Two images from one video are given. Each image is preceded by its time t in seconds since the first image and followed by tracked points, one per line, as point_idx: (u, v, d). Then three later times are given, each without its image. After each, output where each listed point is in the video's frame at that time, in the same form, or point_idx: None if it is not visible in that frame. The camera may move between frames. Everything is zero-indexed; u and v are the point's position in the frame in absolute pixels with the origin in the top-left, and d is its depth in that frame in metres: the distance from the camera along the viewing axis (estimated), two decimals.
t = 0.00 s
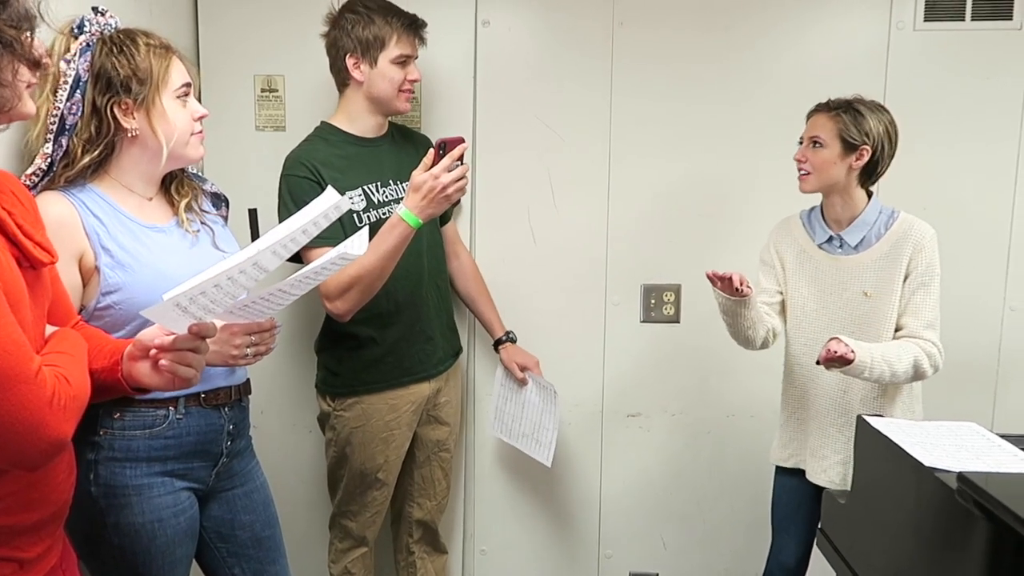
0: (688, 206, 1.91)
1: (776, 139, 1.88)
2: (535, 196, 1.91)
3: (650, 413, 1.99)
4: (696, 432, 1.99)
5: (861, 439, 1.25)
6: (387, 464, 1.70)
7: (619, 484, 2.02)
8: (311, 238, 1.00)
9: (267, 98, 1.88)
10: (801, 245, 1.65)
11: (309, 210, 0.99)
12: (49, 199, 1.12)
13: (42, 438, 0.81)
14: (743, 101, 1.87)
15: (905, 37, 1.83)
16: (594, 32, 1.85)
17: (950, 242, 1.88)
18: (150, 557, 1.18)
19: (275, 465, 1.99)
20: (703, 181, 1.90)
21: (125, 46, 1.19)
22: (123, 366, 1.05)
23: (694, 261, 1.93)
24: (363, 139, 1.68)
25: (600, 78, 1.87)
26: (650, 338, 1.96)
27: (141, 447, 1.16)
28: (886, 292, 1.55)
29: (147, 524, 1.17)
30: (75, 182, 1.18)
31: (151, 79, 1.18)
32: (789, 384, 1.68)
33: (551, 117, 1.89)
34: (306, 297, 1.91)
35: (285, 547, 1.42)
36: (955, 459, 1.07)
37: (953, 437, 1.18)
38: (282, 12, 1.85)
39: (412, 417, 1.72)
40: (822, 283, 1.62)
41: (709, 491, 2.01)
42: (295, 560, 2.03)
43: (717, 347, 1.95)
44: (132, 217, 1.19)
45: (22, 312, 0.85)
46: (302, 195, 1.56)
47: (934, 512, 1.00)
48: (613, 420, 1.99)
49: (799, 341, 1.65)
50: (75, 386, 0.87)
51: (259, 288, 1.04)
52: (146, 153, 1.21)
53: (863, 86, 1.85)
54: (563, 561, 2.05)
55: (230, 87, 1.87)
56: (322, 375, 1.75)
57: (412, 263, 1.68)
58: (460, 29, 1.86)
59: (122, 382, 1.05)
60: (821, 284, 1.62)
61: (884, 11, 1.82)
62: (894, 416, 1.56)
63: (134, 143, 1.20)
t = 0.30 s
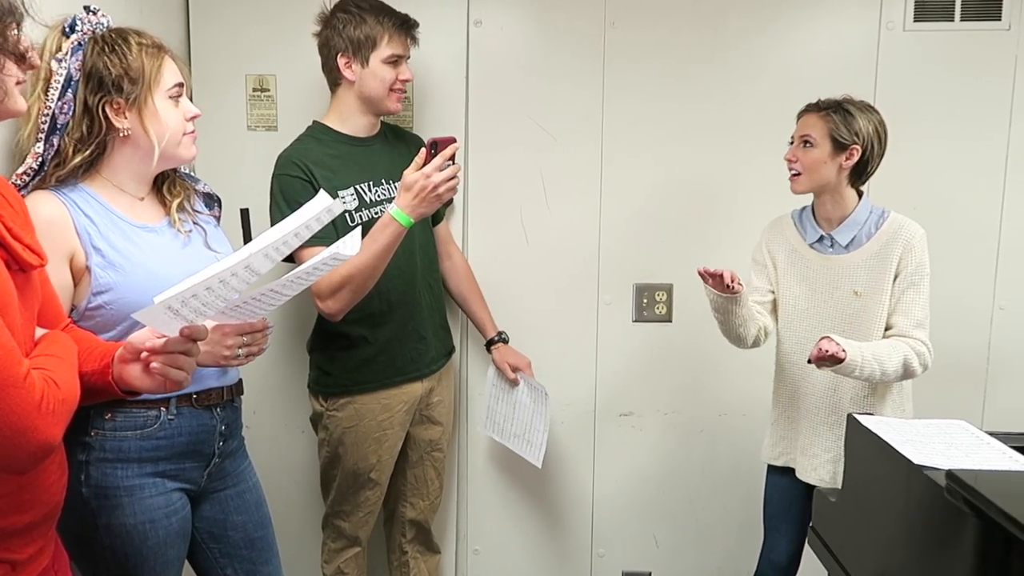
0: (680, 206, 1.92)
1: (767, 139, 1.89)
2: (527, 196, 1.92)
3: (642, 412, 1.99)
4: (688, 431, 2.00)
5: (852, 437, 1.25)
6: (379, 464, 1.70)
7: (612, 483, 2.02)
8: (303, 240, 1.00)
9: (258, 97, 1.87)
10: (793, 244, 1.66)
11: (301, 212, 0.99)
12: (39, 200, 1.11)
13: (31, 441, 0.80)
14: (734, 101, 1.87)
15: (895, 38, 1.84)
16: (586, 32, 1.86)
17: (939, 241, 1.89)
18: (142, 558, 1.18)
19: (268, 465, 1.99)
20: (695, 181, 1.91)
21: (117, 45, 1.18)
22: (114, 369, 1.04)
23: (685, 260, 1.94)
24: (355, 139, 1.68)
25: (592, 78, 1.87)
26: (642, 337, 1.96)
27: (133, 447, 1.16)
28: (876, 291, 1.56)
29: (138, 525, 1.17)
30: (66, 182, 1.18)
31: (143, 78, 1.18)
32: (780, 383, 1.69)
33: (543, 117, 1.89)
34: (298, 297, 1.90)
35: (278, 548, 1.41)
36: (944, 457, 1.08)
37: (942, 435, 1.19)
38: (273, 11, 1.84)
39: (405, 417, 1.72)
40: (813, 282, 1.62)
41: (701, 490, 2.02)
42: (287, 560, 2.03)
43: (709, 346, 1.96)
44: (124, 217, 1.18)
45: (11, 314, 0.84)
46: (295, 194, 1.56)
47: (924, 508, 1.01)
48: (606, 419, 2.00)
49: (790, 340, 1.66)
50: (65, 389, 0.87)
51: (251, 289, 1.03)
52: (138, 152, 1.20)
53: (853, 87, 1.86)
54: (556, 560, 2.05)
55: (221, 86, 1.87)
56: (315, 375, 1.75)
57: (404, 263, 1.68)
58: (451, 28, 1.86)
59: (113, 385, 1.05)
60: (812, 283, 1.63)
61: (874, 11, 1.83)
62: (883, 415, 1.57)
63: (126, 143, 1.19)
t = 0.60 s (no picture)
0: (680, 209, 1.92)
1: (766, 142, 1.89)
2: (526, 199, 1.92)
3: (642, 415, 1.99)
4: (687, 434, 2.00)
5: (852, 441, 1.25)
6: (379, 468, 1.70)
7: (612, 486, 2.02)
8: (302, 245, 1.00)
9: (258, 101, 1.87)
10: (792, 247, 1.66)
11: (301, 217, 1.00)
12: (40, 204, 1.11)
13: (31, 447, 0.80)
14: (733, 104, 1.88)
15: (893, 41, 1.84)
16: (585, 35, 1.86)
17: (938, 244, 1.89)
18: (142, 562, 1.18)
19: (268, 469, 1.99)
20: (695, 185, 1.91)
21: (118, 50, 1.19)
22: (114, 374, 1.04)
23: (685, 264, 1.94)
24: (355, 143, 1.68)
25: (591, 82, 1.88)
26: (642, 340, 1.96)
27: (133, 451, 1.16)
28: (875, 294, 1.57)
29: (138, 528, 1.17)
30: (67, 186, 1.18)
31: (143, 83, 1.18)
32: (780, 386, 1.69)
33: (543, 121, 1.89)
34: (297, 301, 1.90)
35: (277, 551, 1.41)
36: (943, 459, 1.08)
37: (941, 438, 1.19)
38: (273, 15, 1.85)
39: (405, 420, 1.72)
40: (813, 285, 1.62)
41: (701, 493, 2.02)
42: (287, 564, 2.03)
43: (708, 349, 1.96)
44: (125, 221, 1.18)
45: (11, 321, 0.84)
46: (294, 198, 1.56)
47: (924, 512, 1.01)
48: (605, 423, 2.00)
49: (790, 343, 1.66)
50: (64, 395, 0.87)
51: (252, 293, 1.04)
52: (138, 157, 1.20)
53: (852, 90, 1.86)
54: (556, 564, 2.05)
55: (221, 90, 1.87)
56: (315, 379, 1.75)
57: (402, 266, 1.68)
58: (450, 33, 1.86)
59: (112, 390, 1.05)
60: (812, 286, 1.63)
61: (873, 14, 1.83)
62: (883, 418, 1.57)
63: (127, 148, 1.20)
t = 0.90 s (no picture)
0: (679, 212, 1.92)
1: (765, 144, 1.89)
2: (526, 202, 1.92)
3: (642, 418, 1.99)
4: (688, 437, 2.00)
5: (854, 444, 1.24)
6: (380, 471, 1.69)
7: (612, 489, 2.02)
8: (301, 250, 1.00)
9: (258, 105, 1.87)
10: (794, 249, 1.66)
11: (301, 222, 0.99)
12: (40, 207, 1.11)
13: (27, 453, 0.80)
14: (733, 106, 1.88)
15: (892, 43, 1.84)
16: (584, 39, 1.86)
17: (938, 246, 1.89)
18: (143, 565, 1.17)
19: (268, 472, 1.99)
20: (695, 187, 1.91)
21: (117, 54, 1.19)
22: (112, 379, 1.04)
23: (685, 266, 1.94)
24: (354, 146, 1.68)
25: (591, 85, 1.88)
26: (642, 343, 1.96)
27: (134, 453, 1.16)
28: (876, 296, 1.56)
29: (139, 531, 1.16)
30: (67, 190, 1.18)
31: (142, 88, 1.18)
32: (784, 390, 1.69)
33: (543, 123, 1.89)
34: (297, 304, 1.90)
35: (278, 554, 1.41)
36: (945, 461, 1.08)
37: (943, 441, 1.18)
38: (272, 19, 1.85)
39: (405, 423, 1.72)
40: (815, 287, 1.62)
41: (702, 496, 2.02)
42: (287, 567, 2.02)
43: (709, 352, 1.96)
44: (125, 224, 1.18)
45: (8, 326, 0.84)
46: (294, 202, 1.56)
47: (925, 514, 1.00)
48: (606, 425, 1.99)
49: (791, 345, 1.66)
50: (62, 401, 0.86)
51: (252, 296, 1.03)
52: (137, 161, 1.20)
53: (851, 92, 1.86)
54: (556, 567, 2.05)
55: (221, 94, 1.87)
56: (315, 382, 1.75)
57: (402, 270, 1.68)
58: (450, 36, 1.86)
59: (110, 395, 1.05)
60: (814, 288, 1.62)
61: (872, 17, 1.83)
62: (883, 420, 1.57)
63: (126, 152, 1.20)
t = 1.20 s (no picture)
0: (676, 213, 1.92)
1: (762, 146, 1.89)
2: (523, 204, 1.92)
3: (640, 419, 1.99)
4: (685, 438, 2.00)
5: (851, 446, 1.24)
6: (377, 473, 1.69)
7: (609, 491, 2.02)
8: (297, 252, 1.00)
9: (255, 107, 1.87)
10: (793, 250, 1.66)
11: (296, 224, 0.99)
12: (37, 209, 1.11)
13: (20, 457, 0.80)
14: (730, 108, 1.88)
15: (888, 46, 1.84)
16: (581, 41, 1.86)
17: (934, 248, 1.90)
18: (140, 567, 1.17)
19: (265, 474, 1.98)
20: (692, 189, 1.91)
21: (115, 57, 1.19)
22: (107, 382, 1.04)
23: (681, 268, 1.94)
24: (352, 149, 1.68)
25: (588, 87, 1.88)
26: (639, 345, 1.96)
27: (131, 455, 1.16)
28: (874, 298, 1.57)
29: (136, 533, 1.16)
30: (65, 191, 1.18)
31: (140, 90, 1.18)
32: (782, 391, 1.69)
33: (540, 126, 1.89)
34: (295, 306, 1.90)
35: (275, 556, 1.41)
36: (941, 462, 1.08)
37: (939, 442, 1.18)
38: (270, 21, 1.85)
39: (403, 425, 1.72)
40: (813, 288, 1.63)
41: (699, 497, 2.02)
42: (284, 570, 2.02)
43: (706, 353, 1.96)
44: (122, 225, 1.18)
45: (3, 330, 0.84)
46: (291, 204, 1.57)
47: (921, 515, 1.01)
48: (603, 427, 2.00)
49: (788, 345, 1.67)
50: (56, 404, 0.86)
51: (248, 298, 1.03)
52: (134, 162, 1.20)
53: (847, 94, 1.87)
54: (554, 568, 2.05)
55: (218, 96, 1.87)
56: (312, 384, 1.75)
57: (400, 272, 1.68)
58: (447, 38, 1.86)
59: (105, 398, 1.05)
60: (812, 289, 1.63)
61: (868, 19, 1.84)
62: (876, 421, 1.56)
63: (123, 153, 1.20)
